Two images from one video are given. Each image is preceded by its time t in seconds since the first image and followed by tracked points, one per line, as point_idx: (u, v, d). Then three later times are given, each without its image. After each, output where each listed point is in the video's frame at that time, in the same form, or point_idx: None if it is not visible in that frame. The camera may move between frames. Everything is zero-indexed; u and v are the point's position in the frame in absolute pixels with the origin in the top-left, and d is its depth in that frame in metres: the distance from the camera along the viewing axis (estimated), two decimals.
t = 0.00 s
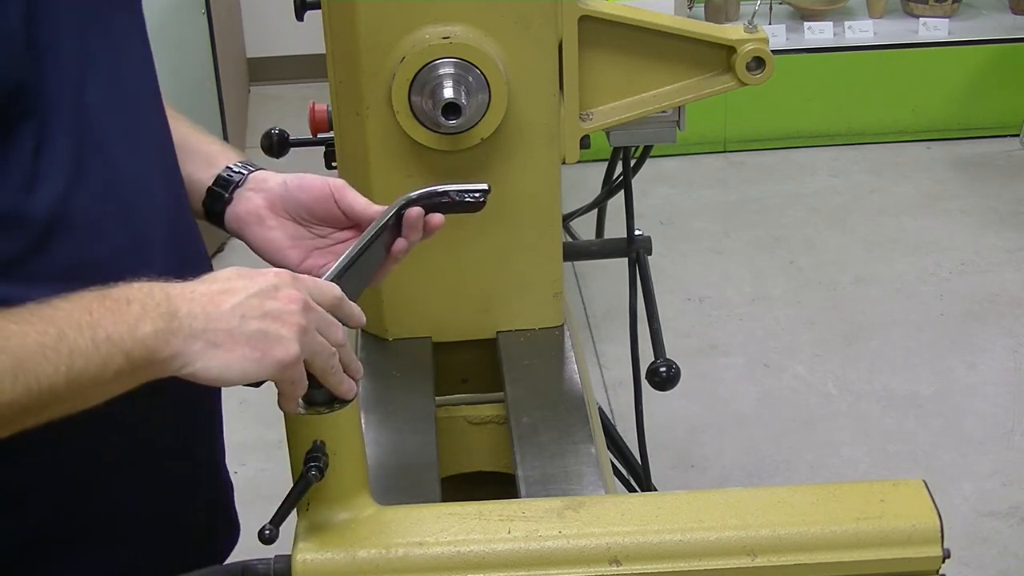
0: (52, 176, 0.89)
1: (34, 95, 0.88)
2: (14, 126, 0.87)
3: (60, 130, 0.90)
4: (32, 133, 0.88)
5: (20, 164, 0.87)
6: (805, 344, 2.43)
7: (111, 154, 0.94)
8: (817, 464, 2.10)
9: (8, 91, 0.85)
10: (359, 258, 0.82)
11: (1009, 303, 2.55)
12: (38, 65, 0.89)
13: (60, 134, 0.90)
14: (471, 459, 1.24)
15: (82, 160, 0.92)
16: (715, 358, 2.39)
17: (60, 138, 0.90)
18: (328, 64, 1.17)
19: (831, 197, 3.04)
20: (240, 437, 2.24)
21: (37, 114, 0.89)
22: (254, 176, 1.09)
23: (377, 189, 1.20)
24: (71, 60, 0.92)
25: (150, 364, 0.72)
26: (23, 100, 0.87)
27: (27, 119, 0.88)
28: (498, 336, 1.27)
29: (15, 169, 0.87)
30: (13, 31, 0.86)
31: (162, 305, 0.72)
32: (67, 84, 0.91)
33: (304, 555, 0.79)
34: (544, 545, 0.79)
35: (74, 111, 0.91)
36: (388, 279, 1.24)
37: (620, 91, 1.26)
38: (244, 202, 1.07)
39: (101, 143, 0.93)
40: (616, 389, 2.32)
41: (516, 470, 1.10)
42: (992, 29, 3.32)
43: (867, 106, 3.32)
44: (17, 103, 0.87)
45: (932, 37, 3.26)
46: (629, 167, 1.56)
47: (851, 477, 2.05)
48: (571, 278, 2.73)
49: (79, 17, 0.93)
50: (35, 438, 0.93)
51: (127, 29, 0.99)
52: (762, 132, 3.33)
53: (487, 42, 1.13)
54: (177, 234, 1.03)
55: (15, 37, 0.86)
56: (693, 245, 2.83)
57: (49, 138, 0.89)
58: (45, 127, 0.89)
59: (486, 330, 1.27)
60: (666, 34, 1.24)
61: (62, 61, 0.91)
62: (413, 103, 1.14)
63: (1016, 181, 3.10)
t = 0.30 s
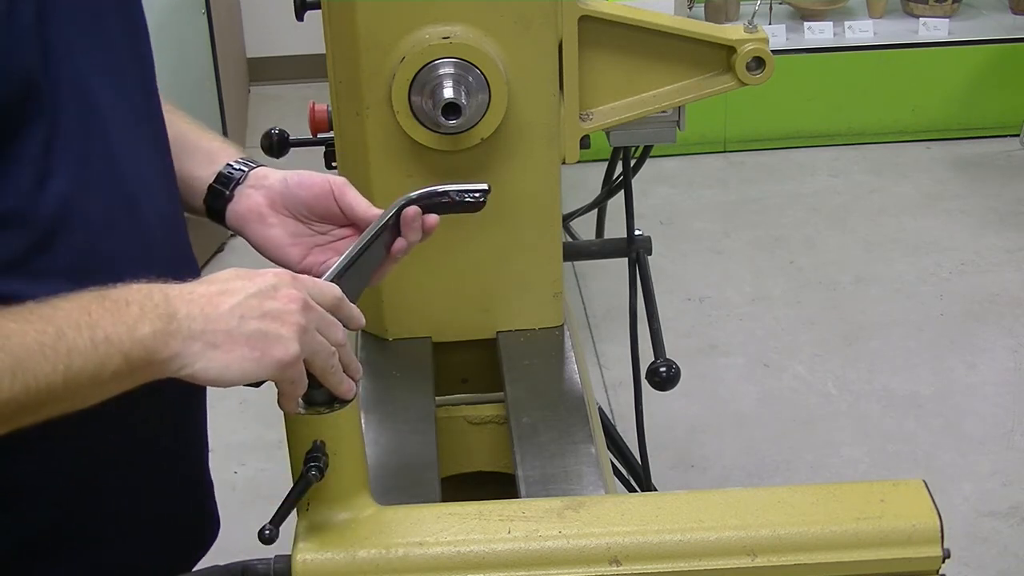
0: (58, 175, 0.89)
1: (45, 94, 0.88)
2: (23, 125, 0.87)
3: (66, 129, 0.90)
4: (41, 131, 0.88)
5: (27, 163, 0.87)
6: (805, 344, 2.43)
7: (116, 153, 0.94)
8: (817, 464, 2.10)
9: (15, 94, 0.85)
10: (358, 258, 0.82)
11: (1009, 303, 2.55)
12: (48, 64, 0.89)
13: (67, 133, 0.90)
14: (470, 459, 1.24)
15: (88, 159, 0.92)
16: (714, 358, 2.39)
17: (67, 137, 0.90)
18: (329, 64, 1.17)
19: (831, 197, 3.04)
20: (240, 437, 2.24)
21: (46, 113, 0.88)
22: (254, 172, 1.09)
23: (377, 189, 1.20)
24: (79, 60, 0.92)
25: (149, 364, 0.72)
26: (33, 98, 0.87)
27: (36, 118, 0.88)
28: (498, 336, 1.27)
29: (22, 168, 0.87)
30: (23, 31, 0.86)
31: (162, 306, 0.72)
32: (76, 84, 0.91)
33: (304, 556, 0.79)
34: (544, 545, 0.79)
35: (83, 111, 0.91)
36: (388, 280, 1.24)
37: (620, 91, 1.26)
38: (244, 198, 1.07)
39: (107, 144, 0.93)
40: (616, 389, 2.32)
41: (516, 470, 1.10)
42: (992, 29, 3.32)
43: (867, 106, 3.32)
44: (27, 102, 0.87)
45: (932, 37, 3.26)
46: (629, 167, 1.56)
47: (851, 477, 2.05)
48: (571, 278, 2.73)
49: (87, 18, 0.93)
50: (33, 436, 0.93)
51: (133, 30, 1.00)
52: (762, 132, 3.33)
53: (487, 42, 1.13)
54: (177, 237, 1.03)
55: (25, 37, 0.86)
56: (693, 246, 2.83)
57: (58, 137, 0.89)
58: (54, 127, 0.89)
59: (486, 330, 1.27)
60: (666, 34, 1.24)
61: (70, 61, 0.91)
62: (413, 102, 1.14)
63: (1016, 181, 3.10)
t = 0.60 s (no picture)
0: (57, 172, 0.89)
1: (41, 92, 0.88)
2: (20, 123, 0.87)
3: (63, 127, 0.90)
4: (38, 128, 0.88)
5: (25, 160, 0.87)
6: (805, 344, 2.43)
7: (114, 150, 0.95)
8: (817, 464, 2.10)
9: (14, 92, 0.86)
10: (358, 258, 0.82)
11: (1009, 303, 2.55)
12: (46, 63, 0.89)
13: (64, 131, 0.90)
14: (470, 459, 1.24)
15: (86, 157, 0.92)
16: (714, 358, 2.39)
17: (63, 136, 0.90)
18: (329, 64, 1.17)
19: (831, 197, 3.04)
20: (240, 437, 2.24)
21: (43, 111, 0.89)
22: (256, 183, 1.09)
23: (377, 188, 1.20)
24: (73, 57, 0.92)
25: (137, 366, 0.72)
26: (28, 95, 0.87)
27: (34, 116, 0.88)
28: (498, 336, 1.27)
29: (21, 164, 0.87)
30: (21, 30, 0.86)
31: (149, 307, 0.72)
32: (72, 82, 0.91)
33: (304, 555, 0.79)
34: (544, 545, 0.79)
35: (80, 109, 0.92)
36: (388, 281, 1.24)
37: (620, 91, 1.26)
38: (247, 212, 1.08)
39: (105, 141, 0.94)
40: (616, 389, 2.31)
41: (516, 470, 1.10)
42: (992, 29, 3.32)
43: (867, 106, 3.32)
44: (24, 100, 0.87)
45: (932, 37, 3.26)
46: (629, 167, 1.56)
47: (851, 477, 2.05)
48: (571, 278, 2.73)
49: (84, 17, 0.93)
50: (29, 434, 0.93)
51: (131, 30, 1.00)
52: (762, 132, 3.33)
53: (487, 42, 1.13)
54: (178, 236, 1.03)
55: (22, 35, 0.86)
56: (693, 246, 2.83)
57: (54, 135, 0.90)
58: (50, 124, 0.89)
59: (486, 330, 1.27)
60: (666, 34, 1.24)
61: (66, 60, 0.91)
62: (413, 103, 1.14)
63: (1016, 181, 3.10)
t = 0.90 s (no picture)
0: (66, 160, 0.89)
1: (52, 83, 0.88)
2: (29, 113, 0.87)
3: (72, 118, 0.90)
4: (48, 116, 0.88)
5: (32, 149, 0.87)
6: (805, 344, 2.43)
7: (122, 137, 0.94)
8: (817, 464, 2.10)
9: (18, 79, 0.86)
10: (359, 257, 0.81)
11: (1009, 303, 2.55)
12: (58, 54, 0.89)
13: (74, 122, 0.90)
14: (471, 459, 1.24)
15: (96, 149, 0.92)
16: (714, 359, 2.39)
17: (73, 128, 0.90)
18: (328, 64, 1.17)
19: (831, 197, 3.04)
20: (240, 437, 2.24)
21: (53, 101, 0.88)
22: (259, 176, 1.09)
23: (376, 188, 1.20)
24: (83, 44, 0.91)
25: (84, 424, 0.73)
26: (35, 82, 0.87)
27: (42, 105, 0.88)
28: (498, 336, 1.27)
29: (27, 153, 0.87)
30: (26, 23, 0.86)
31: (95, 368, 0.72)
32: (83, 74, 0.91)
33: (304, 556, 0.79)
34: (544, 545, 0.79)
35: (90, 101, 0.91)
36: (388, 281, 1.24)
37: (620, 91, 1.26)
38: (248, 204, 1.08)
39: (114, 132, 0.93)
40: (616, 389, 2.31)
41: (516, 470, 1.10)
42: (992, 29, 3.32)
43: (867, 106, 3.32)
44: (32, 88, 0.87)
45: (932, 37, 3.26)
46: (629, 167, 1.56)
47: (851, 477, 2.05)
48: (570, 278, 2.73)
49: (96, 9, 0.93)
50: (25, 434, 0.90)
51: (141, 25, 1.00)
52: (762, 132, 3.33)
53: (487, 42, 1.13)
54: (187, 233, 1.02)
55: (31, 25, 0.86)
56: (693, 245, 2.83)
57: (64, 125, 0.89)
58: (61, 115, 0.89)
59: (486, 331, 1.27)
60: (666, 34, 1.24)
61: (78, 51, 0.91)
62: (413, 103, 1.14)
63: (1016, 181, 3.10)
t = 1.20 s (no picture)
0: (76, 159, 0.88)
1: (56, 80, 0.87)
2: (33, 111, 0.86)
3: (77, 116, 0.89)
4: (53, 115, 0.87)
5: (36, 148, 0.86)
6: (805, 344, 2.43)
7: (130, 138, 0.93)
8: (817, 464, 2.10)
9: (27, 76, 0.85)
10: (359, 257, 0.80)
11: (1009, 303, 2.55)
12: (61, 51, 0.88)
13: (79, 120, 0.89)
14: (471, 459, 1.24)
15: (101, 148, 0.90)
16: (714, 358, 2.39)
17: (78, 125, 0.89)
18: (328, 64, 1.17)
19: (831, 197, 3.04)
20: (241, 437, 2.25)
21: (57, 99, 0.87)
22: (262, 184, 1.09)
23: (377, 188, 1.20)
24: (89, 45, 0.91)
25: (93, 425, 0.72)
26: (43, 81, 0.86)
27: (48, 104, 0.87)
28: (498, 336, 1.27)
29: (31, 151, 0.86)
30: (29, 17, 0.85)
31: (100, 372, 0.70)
32: (86, 72, 0.90)
33: (304, 556, 0.80)
34: (544, 545, 0.79)
35: (94, 99, 0.90)
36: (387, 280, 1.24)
37: (620, 91, 1.26)
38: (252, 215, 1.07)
39: (119, 131, 0.92)
40: (616, 389, 2.32)
41: (516, 470, 1.10)
42: (992, 29, 3.32)
43: (867, 106, 3.32)
44: (39, 88, 0.86)
45: (932, 37, 3.26)
46: (629, 167, 1.56)
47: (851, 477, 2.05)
48: (570, 278, 2.73)
49: (98, 10, 0.92)
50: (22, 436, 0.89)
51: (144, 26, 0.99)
52: (762, 132, 3.33)
53: (487, 42, 1.13)
54: (191, 235, 1.01)
55: (34, 22, 0.85)
56: (693, 245, 2.83)
57: (69, 123, 0.88)
58: (65, 113, 0.88)
59: (486, 331, 1.27)
60: (666, 34, 1.24)
61: (81, 49, 0.90)
62: (413, 103, 1.14)
63: (1016, 181, 3.10)
